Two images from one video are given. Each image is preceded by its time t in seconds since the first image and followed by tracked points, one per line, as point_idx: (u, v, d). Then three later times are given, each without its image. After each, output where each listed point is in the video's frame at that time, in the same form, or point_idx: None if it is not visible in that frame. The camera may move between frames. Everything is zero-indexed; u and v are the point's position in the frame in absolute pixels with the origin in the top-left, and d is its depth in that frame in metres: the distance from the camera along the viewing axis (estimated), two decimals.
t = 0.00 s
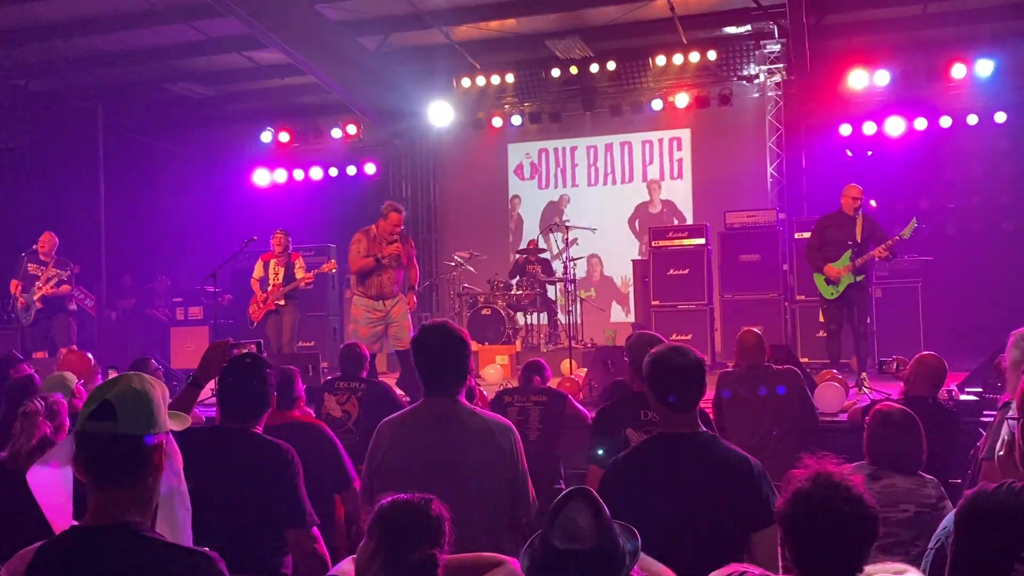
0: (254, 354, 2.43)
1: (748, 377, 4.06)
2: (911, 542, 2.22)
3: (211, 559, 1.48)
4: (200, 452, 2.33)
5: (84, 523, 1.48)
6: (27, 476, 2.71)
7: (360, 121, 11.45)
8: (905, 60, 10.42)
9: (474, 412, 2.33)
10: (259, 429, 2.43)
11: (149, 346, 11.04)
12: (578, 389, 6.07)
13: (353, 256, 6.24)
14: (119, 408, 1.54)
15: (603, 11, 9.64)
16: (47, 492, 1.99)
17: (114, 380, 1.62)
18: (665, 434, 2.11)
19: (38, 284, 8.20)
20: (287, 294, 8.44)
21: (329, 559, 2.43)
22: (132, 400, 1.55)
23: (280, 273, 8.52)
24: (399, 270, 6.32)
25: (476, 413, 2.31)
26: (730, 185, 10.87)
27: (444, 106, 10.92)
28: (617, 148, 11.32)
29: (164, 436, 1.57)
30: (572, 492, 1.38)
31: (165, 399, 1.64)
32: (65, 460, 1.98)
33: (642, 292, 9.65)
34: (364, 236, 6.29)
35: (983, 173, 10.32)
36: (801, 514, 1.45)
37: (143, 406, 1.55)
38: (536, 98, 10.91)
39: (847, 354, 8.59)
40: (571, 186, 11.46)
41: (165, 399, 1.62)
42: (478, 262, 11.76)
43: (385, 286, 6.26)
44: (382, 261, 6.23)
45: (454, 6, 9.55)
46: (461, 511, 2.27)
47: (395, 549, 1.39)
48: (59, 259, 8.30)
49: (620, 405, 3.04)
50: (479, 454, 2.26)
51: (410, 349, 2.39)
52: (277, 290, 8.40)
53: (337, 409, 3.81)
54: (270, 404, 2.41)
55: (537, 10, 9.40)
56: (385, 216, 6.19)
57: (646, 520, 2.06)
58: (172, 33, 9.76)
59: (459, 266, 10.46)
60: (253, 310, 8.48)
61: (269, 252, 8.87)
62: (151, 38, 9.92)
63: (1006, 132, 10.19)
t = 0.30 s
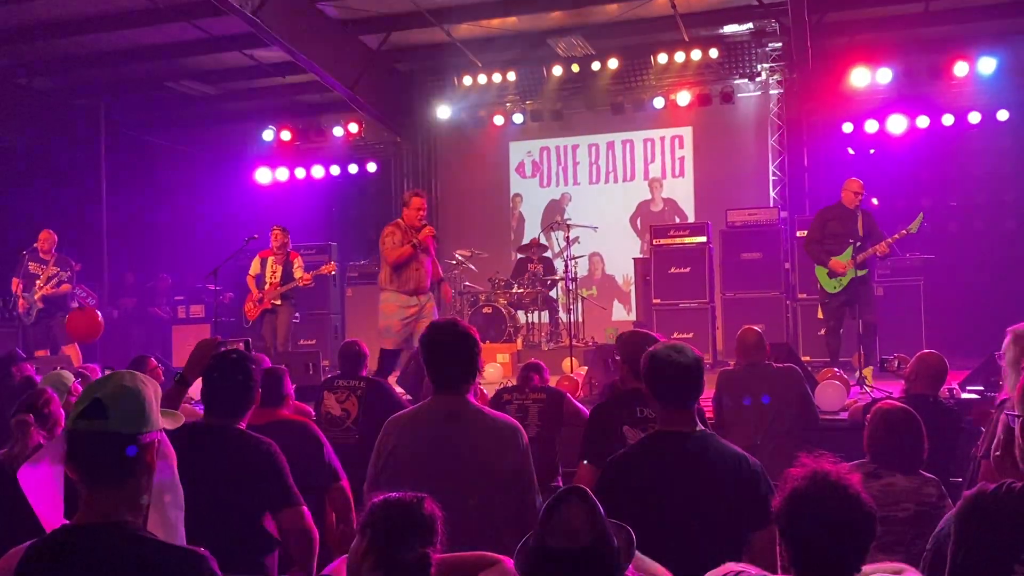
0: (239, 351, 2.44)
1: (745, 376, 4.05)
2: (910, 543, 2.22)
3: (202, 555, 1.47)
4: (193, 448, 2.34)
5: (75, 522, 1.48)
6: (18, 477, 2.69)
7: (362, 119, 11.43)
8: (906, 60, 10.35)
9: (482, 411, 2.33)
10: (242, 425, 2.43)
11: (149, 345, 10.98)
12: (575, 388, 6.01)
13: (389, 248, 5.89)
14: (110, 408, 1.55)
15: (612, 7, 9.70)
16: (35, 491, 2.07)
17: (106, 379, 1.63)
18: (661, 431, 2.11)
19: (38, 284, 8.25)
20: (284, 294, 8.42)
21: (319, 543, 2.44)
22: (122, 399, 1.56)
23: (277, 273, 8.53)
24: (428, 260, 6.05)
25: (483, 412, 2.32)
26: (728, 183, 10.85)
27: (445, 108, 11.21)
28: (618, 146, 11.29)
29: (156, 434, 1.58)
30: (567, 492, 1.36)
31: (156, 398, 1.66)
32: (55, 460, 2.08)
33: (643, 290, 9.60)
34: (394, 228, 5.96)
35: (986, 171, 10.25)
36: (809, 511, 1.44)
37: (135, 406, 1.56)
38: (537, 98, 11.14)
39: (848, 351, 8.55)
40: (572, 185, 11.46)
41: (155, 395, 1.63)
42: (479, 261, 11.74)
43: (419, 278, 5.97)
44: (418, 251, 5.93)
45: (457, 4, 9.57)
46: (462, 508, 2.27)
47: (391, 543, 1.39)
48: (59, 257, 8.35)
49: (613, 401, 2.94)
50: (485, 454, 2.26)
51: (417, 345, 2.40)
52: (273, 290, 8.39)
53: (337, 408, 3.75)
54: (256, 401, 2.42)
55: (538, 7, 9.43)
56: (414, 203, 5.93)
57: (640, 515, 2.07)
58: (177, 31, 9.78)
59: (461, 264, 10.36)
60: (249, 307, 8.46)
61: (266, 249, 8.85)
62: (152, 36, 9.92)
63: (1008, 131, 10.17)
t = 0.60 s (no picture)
0: (231, 349, 2.49)
1: (737, 372, 4.08)
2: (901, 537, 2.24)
3: (196, 549, 1.53)
4: (190, 444, 2.37)
5: (72, 516, 1.54)
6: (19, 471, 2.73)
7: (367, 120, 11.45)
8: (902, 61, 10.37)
9: (481, 407, 2.38)
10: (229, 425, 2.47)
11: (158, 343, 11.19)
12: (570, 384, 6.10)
13: (414, 248, 5.96)
14: (106, 405, 1.61)
15: (609, 11, 9.70)
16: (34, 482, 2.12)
17: (102, 375, 1.69)
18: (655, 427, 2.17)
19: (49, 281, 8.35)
20: (287, 292, 8.47)
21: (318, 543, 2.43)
22: (119, 396, 1.62)
23: (279, 269, 8.57)
24: (446, 256, 6.23)
25: (483, 408, 2.37)
26: (728, 182, 10.86)
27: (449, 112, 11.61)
28: (618, 147, 11.31)
29: (152, 429, 1.65)
30: (563, 487, 1.43)
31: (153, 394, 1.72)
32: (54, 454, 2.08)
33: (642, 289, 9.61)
34: (415, 228, 6.01)
35: (980, 172, 10.29)
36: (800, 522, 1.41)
37: (133, 403, 1.62)
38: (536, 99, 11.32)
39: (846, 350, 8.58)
40: (573, 185, 11.52)
41: (153, 392, 1.70)
42: (479, 260, 11.77)
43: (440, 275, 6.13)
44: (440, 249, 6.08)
45: (459, 7, 9.60)
46: (455, 502, 2.30)
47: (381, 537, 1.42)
48: (71, 255, 8.44)
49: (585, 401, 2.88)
50: (483, 448, 2.31)
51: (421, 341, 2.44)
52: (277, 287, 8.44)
53: (338, 403, 3.79)
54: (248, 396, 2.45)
55: (541, 11, 9.48)
56: (434, 203, 6.05)
57: (631, 508, 2.11)
58: (182, 34, 9.84)
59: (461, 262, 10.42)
60: (252, 305, 8.49)
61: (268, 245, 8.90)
62: (158, 39, 9.96)
63: (1004, 133, 10.18)
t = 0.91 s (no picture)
0: (238, 346, 2.62)
1: (724, 368, 4.20)
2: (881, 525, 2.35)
3: (211, 536, 1.60)
4: (200, 435, 2.49)
5: (90, 505, 1.62)
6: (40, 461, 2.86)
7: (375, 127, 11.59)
8: (884, 71, 10.64)
9: (478, 400, 2.50)
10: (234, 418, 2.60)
11: (177, 337, 11.50)
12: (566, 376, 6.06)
13: (432, 244, 6.23)
14: (121, 397, 1.69)
15: (607, 22, 9.78)
16: (51, 473, 2.08)
17: (117, 369, 1.79)
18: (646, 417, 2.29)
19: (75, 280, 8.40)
20: (294, 289, 8.62)
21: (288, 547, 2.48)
22: (133, 390, 1.70)
23: (286, 268, 8.73)
24: (466, 246, 6.43)
25: (479, 401, 2.49)
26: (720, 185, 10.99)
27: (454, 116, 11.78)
28: (615, 152, 11.44)
29: (164, 420, 1.73)
30: (557, 476, 1.54)
31: (165, 386, 1.79)
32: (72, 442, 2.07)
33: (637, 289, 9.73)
34: (432, 224, 6.26)
35: (959, 177, 10.38)
36: (787, 505, 1.54)
37: (146, 394, 1.70)
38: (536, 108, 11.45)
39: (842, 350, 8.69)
40: (571, 189, 11.62)
41: (165, 385, 1.77)
42: (481, 260, 11.90)
43: (461, 266, 6.38)
44: (457, 242, 6.30)
45: (465, 20, 9.71)
46: (459, 489, 2.43)
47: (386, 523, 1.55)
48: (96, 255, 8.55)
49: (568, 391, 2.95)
50: (485, 437, 2.43)
51: (421, 337, 2.57)
52: (285, 284, 8.59)
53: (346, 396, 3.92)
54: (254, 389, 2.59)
55: (543, 23, 9.60)
56: (446, 198, 6.20)
57: (625, 493, 2.23)
58: (196, 46, 10.00)
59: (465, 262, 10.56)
60: (261, 302, 8.60)
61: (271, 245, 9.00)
62: (169, 51, 10.11)
63: (983, 140, 10.26)
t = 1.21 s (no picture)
0: (264, 349, 2.74)
1: (724, 369, 4.14)
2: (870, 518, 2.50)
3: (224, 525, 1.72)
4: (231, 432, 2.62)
5: (111, 493, 1.74)
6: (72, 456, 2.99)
7: (388, 141, 11.77)
8: (877, 82, 10.55)
9: (479, 399, 2.62)
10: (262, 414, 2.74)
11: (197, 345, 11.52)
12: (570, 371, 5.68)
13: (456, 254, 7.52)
14: (141, 393, 1.81)
15: (609, 44, 9.95)
16: (77, 462, 2.24)
17: (139, 366, 1.90)
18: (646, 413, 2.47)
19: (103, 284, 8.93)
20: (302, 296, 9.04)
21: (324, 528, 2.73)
22: (153, 386, 1.82)
23: (295, 275, 9.12)
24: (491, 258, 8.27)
25: (480, 400, 2.61)
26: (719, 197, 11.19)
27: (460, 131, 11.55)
28: (616, 167, 11.63)
29: (184, 415, 1.84)
30: (557, 469, 1.69)
31: (184, 384, 1.91)
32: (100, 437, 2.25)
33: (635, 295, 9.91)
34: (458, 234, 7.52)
35: (945, 187, 10.83)
36: (773, 492, 1.66)
37: (163, 390, 1.82)
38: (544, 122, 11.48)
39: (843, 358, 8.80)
40: (577, 200, 11.77)
41: (183, 382, 1.88)
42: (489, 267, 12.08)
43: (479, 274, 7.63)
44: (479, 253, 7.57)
45: (475, 42, 9.84)
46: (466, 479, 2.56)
47: (399, 511, 1.71)
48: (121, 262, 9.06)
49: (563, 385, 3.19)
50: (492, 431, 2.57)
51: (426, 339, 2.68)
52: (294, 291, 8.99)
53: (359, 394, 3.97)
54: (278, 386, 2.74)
55: (547, 45, 9.73)
56: (479, 215, 8.11)
57: (626, 481, 2.38)
58: (215, 65, 10.18)
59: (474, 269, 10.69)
60: (272, 308, 9.00)
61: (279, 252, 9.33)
62: (185, 70, 10.33)
63: (969, 153, 10.59)
